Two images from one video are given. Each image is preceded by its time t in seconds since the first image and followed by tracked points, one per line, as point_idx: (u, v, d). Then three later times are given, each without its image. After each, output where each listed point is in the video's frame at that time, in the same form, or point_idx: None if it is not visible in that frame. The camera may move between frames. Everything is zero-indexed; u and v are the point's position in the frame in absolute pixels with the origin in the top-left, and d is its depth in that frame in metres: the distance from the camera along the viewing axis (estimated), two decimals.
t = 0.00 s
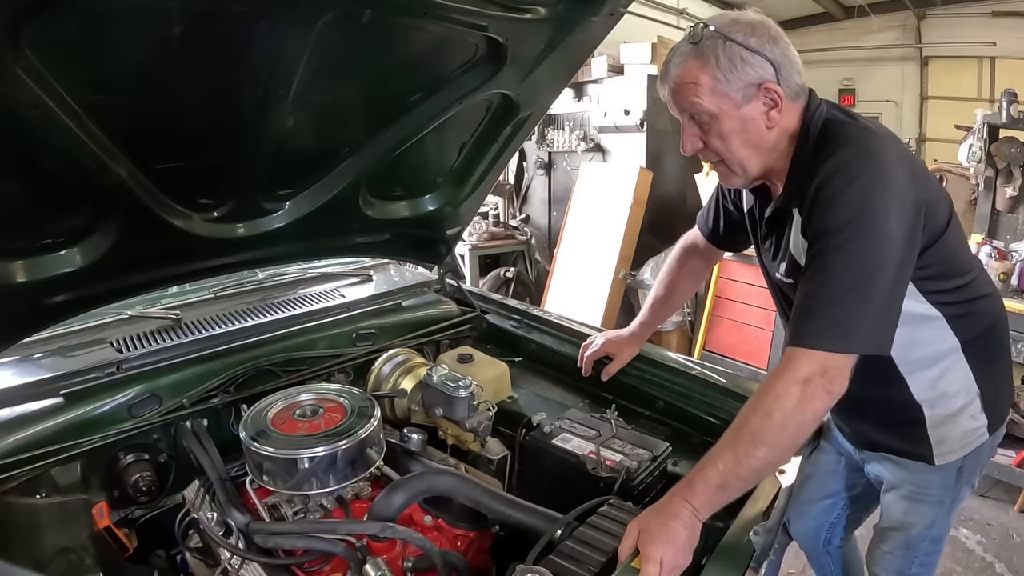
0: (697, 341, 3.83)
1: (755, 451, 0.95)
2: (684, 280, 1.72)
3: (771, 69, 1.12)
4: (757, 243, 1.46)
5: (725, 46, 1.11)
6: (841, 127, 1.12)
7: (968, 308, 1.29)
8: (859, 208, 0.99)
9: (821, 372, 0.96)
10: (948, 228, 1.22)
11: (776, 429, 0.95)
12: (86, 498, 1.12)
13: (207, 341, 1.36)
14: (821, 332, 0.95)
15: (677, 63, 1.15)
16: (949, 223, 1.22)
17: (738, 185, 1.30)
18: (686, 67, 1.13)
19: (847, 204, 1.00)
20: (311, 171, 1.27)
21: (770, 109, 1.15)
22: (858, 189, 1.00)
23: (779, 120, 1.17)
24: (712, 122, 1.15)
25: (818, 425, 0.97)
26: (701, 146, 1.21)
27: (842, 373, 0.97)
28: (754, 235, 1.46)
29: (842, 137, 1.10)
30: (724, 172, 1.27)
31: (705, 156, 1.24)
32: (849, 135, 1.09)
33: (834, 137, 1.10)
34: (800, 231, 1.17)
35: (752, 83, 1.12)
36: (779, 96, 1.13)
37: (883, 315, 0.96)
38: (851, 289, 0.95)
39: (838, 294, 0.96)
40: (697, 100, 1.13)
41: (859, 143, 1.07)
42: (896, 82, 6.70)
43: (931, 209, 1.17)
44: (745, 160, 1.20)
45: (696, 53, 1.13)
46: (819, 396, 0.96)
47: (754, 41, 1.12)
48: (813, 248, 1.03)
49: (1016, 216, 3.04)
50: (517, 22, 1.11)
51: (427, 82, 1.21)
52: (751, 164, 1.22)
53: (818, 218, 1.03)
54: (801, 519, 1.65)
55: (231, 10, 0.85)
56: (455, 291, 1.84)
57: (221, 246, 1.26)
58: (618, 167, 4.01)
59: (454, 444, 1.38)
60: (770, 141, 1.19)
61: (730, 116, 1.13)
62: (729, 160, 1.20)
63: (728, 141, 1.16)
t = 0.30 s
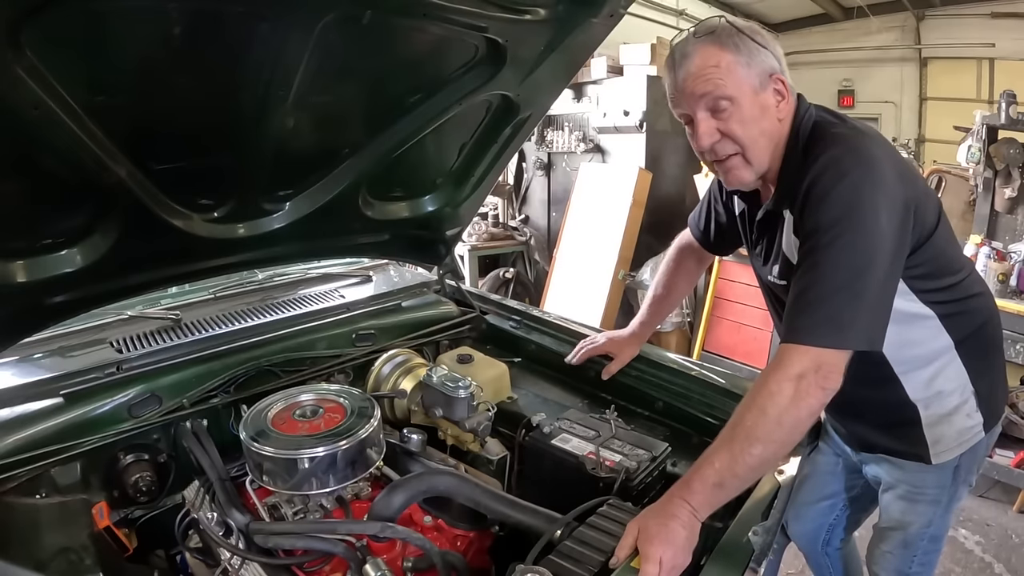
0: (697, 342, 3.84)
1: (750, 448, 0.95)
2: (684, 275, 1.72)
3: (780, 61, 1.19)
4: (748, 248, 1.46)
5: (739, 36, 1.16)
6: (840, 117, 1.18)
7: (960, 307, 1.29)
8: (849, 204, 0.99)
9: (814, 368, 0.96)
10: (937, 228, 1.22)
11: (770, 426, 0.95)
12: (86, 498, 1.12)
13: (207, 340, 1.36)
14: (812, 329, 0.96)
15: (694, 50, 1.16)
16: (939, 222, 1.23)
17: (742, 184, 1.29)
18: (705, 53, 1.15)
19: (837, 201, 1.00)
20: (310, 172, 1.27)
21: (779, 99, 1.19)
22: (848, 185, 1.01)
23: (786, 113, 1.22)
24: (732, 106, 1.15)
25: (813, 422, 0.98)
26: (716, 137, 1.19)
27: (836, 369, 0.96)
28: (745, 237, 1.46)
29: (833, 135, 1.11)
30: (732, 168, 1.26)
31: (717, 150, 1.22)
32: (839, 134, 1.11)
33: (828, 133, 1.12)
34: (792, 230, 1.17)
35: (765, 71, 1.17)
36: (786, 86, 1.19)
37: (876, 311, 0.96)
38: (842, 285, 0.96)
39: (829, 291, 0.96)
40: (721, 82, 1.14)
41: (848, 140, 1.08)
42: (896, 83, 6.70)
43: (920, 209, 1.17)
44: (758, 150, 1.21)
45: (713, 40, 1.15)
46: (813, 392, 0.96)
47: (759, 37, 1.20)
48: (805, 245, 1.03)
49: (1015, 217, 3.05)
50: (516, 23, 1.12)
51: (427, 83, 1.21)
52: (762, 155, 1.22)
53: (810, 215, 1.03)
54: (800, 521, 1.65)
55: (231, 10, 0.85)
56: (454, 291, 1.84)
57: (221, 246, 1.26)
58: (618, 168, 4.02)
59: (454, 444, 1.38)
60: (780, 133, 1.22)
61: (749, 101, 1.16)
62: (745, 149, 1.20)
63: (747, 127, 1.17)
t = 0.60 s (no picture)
0: (697, 342, 3.84)
1: (749, 449, 0.95)
2: (684, 275, 1.73)
3: (777, 63, 1.21)
4: (747, 252, 1.47)
5: (739, 38, 1.17)
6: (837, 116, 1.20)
7: (959, 308, 1.30)
8: (848, 205, 1.00)
9: (813, 369, 0.96)
10: (936, 229, 1.23)
11: (769, 427, 0.95)
12: (86, 500, 1.12)
13: (207, 342, 1.36)
14: (812, 329, 0.96)
15: (697, 53, 1.16)
16: (937, 223, 1.23)
17: (747, 188, 1.28)
18: (708, 55, 1.15)
19: (837, 202, 1.01)
20: (310, 173, 1.27)
21: (778, 100, 1.21)
22: (848, 185, 1.01)
23: (786, 114, 1.23)
24: (736, 108, 1.16)
25: (812, 423, 0.98)
26: (722, 140, 1.19)
27: (834, 370, 0.96)
28: (745, 241, 1.46)
29: (833, 136, 1.12)
30: (737, 171, 1.25)
31: (722, 154, 1.22)
32: (838, 135, 1.11)
33: (828, 134, 1.13)
34: (792, 232, 1.17)
35: (765, 73, 1.18)
36: (784, 87, 1.21)
37: (876, 311, 0.96)
38: (842, 286, 0.96)
39: (829, 291, 0.96)
40: (726, 84, 1.14)
41: (847, 140, 1.08)
42: (895, 84, 6.71)
43: (919, 210, 1.18)
44: (762, 152, 1.21)
45: (715, 43, 1.16)
46: (811, 393, 0.96)
47: (755, 39, 1.21)
48: (805, 246, 1.03)
49: (1014, 218, 3.05)
50: (516, 24, 1.12)
51: (427, 84, 1.21)
52: (766, 157, 1.23)
53: (810, 215, 1.04)
54: (799, 521, 1.64)
55: (231, 11, 0.86)
56: (453, 292, 1.85)
57: (220, 248, 1.26)
58: (618, 169, 4.02)
59: (453, 445, 1.38)
60: (782, 134, 1.23)
61: (751, 102, 1.16)
62: (750, 151, 1.20)
63: (751, 129, 1.18)
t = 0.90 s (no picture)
0: (696, 343, 3.84)
1: (747, 450, 0.95)
2: (679, 276, 1.72)
3: (778, 63, 1.21)
4: (745, 253, 1.47)
5: (740, 37, 1.17)
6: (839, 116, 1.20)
7: (959, 309, 1.29)
8: (848, 204, 1.00)
9: (811, 369, 0.96)
10: (935, 231, 1.23)
11: (767, 427, 0.95)
12: (84, 501, 1.11)
13: (206, 342, 1.36)
14: (811, 329, 0.96)
15: (698, 51, 1.16)
16: (937, 224, 1.23)
17: (749, 188, 1.28)
18: (710, 53, 1.15)
19: (837, 201, 1.01)
20: (309, 174, 1.27)
21: (779, 100, 1.21)
22: (847, 185, 1.01)
23: (786, 114, 1.23)
24: (738, 106, 1.16)
25: (811, 424, 0.97)
26: (724, 139, 1.19)
27: (833, 370, 0.96)
28: (744, 242, 1.46)
29: (833, 136, 1.12)
30: (739, 171, 1.25)
31: (723, 153, 1.21)
32: (838, 134, 1.11)
33: (829, 133, 1.13)
34: (792, 232, 1.17)
35: (767, 72, 1.18)
36: (784, 87, 1.21)
37: (875, 311, 0.96)
38: (841, 286, 0.96)
39: (829, 291, 0.96)
40: (728, 82, 1.14)
41: (847, 140, 1.08)
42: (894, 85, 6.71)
43: (918, 211, 1.18)
44: (764, 152, 1.21)
45: (716, 41, 1.16)
46: (810, 394, 0.96)
47: (756, 39, 1.21)
48: (805, 245, 1.03)
49: (1014, 219, 3.05)
50: (515, 25, 1.12)
51: (426, 85, 1.21)
52: (768, 157, 1.22)
53: (810, 215, 1.04)
54: (799, 522, 1.64)
55: (230, 12, 0.85)
56: (452, 293, 1.85)
57: (220, 249, 1.26)
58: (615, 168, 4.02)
59: (452, 446, 1.38)
60: (783, 134, 1.23)
61: (753, 101, 1.17)
62: (752, 150, 1.20)
63: (753, 128, 1.18)
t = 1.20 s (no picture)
0: (697, 344, 3.84)
1: (748, 451, 0.95)
2: (678, 278, 1.72)
3: (783, 66, 1.21)
4: (745, 254, 1.47)
5: (746, 38, 1.17)
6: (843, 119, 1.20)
7: (960, 310, 1.29)
8: (849, 205, 1.00)
9: (811, 371, 0.96)
10: (936, 232, 1.23)
11: (768, 429, 0.95)
12: (85, 502, 1.11)
13: (207, 344, 1.36)
14: (812, 330, 0.95)
15: (703, 48, 1.16)
16: (938, 226, 1.23)
17: (746, 191, 1.28)
18: (714, 51, 1.15)
19: (837, 202, 1.00)
20: (310, 175, 1.27)
21: (782, 104, 1.21)
22: (848, 186, 1.01)
23: (788, 118, 1.23)
24: (739, 107, 1.16)
25: (812, 425, 0.97)
26: (723, 139, 1.18)
27: (833, 371, 0.96)
28: (744, 243, 1.46)
29: (834, 137, 1.12)
30: (737, 173, 1.25)
31: (721, 154, 1.21)
32: (840, 135, 1.11)
33: (830, 136, 1.13)
34: (792, 232, 1.17)
35: (771, 74, 1.18)
36: (788, 91, 1.21)
37: (876, 312, 0.96)
38: (842, 286, 0.96)
39: (830, 291, 0.96)
40: (730, 81, 1.14)
41: (847, 140, 1.08)
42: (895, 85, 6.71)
43: (919, 211, 1.18)
44: (762, 154, 1.21)
45: (721, 40, 1.16)
46: (810, 395, 0.95)
47: (763, 41, 1.21)
48: (805, 246, 1.03)
49: (1014, 219, 3.05)
50: (515, 25, 1.12)
51: (426, 86, 1.21)
52: (766, 160, 1.22)
53: (811, 215, 1.04)
54: (799, 522, 1.64)
55: (231, 13, 0.86)
56: (452, 294, 1.86)
57: (220, 250, 1.26)
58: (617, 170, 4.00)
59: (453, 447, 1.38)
60: (783, 138, 1.23)
61: (755, 103, 1.16)
62: (750, 153, 1.20)
63: (753, 130, 1.18)
